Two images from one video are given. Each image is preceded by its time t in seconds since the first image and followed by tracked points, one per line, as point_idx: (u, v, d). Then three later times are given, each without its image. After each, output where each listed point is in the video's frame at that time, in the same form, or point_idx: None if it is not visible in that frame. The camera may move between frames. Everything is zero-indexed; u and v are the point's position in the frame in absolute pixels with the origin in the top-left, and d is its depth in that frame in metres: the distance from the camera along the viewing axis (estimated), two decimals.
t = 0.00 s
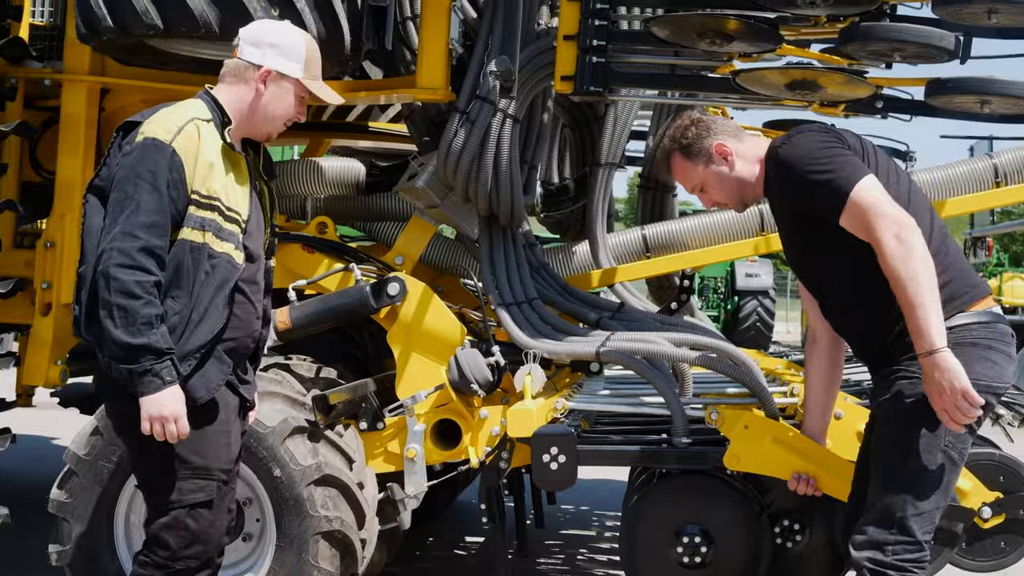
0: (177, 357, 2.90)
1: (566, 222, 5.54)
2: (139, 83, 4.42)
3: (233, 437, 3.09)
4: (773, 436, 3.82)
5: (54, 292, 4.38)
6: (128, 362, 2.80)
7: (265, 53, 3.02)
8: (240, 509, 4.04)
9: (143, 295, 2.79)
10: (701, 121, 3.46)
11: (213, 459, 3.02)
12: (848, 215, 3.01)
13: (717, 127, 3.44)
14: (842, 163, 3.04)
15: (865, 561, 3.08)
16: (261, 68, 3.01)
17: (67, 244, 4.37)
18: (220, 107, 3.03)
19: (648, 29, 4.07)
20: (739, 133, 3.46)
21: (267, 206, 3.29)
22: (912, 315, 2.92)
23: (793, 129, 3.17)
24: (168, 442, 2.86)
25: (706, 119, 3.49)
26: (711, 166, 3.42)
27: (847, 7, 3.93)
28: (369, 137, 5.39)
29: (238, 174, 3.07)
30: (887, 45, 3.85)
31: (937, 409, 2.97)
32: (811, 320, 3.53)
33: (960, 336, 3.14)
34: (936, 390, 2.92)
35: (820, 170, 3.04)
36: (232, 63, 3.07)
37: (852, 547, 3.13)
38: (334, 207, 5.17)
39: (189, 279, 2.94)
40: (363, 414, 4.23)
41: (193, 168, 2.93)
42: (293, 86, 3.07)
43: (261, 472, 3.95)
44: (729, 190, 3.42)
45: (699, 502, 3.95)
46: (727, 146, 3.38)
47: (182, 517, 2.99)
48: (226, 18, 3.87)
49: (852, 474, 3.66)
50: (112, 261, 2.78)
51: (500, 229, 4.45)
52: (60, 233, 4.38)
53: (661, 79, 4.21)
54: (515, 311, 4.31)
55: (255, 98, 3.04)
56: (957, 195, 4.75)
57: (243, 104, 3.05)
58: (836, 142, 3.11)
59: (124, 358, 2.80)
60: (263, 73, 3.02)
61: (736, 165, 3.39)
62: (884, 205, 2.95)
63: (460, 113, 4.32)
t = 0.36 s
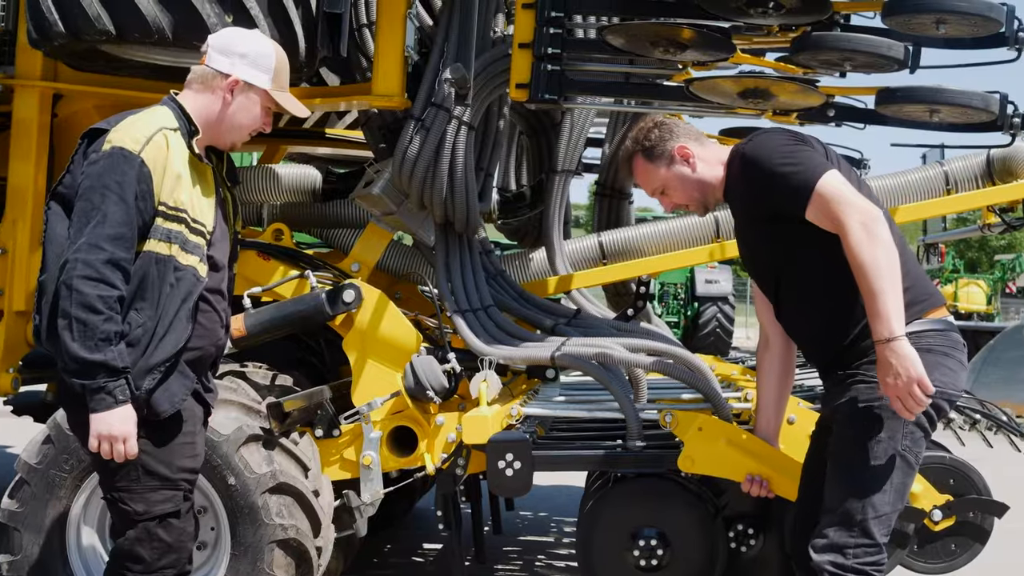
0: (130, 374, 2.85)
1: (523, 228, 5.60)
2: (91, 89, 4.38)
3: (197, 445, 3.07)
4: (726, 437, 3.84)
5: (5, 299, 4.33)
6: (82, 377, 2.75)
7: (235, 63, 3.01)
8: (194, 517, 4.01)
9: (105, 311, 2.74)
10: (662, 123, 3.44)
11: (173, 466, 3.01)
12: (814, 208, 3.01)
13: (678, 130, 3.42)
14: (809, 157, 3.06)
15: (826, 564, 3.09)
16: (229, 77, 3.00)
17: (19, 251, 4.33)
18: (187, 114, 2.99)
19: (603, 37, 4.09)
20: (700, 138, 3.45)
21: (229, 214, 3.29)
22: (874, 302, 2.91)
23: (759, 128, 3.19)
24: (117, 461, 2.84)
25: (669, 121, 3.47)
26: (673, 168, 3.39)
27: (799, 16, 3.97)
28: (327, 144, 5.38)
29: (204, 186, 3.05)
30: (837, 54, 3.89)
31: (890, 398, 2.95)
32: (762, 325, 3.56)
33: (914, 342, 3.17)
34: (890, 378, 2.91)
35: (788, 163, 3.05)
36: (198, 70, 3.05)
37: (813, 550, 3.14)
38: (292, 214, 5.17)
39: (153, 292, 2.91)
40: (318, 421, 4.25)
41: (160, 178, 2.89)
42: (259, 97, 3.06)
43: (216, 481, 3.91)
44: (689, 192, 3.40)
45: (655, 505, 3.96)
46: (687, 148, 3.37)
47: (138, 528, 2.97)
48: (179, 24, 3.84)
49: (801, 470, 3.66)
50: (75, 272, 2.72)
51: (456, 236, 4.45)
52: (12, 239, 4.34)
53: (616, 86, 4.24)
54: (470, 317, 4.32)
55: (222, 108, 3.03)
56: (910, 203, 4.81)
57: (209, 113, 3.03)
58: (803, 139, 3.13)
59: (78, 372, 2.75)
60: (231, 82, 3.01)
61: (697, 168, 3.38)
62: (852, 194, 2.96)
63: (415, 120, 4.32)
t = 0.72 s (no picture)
0: (111, 388, 2.78)
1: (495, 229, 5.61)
2: (60, 89, 4.36)
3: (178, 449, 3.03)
4: (696, 444, 3.82)
5: None
6: (63, 392, 2.68)
7: (213, 61, 2.97)
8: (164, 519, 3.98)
9: (87, 324, 2.67)
10: (631, 131, 3.41)
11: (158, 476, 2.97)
12: (792, 207, 2.99)
13: (648, 137, 3.39)
14: (785, 155, 3.05)
15: (818, 562, 3.03)
16: (207, 76, 2.95)
17: None
18: (164, 115, 2.93)
19: (574, 40, 4.11)
20: (671, 143, 3.42)
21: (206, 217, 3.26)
22: (859, 297, 2.89)
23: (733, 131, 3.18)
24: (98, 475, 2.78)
25: (638, 129, 3.44)
26: (646, 176, 3.37)
27: (769, 20, 4.00)
28: (299, 144, 5.36)
29: (186, 190, 3.01)
30: (806, 57, 3.92)
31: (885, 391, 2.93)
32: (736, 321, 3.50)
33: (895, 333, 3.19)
34: (884, 372, 2.89)
35: (766, 162, 3.03)
36: (173, 67, 2.99)
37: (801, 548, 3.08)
38: (261, 215, 5.17)
39: (139, 301, 2.86)
40: (289, 422, 4.22)
41: (143, 184, 2.84)
42: (237, 96, 3.02)
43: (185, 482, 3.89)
44: (666, 198, 3.37)
45: (625, 509, 3.92)
46: (659, 155, 3.34)
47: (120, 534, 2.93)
48: (148, 24, 3.82)
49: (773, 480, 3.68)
50: (58, 284, 2.65)
51: (427, 237, 4.46)
52: None
53: (588, 88, 4.26)
54: (441, 318, 4.32)
55: (199, 107, 2.98)
56: (881, 204, 4.84)
57: (186, 111, 2.98)
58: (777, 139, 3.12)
59: (58, 388, 2.68)
60: (209, 81, 2.96)
61: (670, 174, 3.35)
62: (831, 191, 2.95)
63: (386, 121, 4.32)
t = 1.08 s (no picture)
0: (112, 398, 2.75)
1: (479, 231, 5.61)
2: (40, 90, 4.34)
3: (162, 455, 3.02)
4: (678, 446, 3.80)
5: None
6: (66, 406, 2.63)
7: (206, 60, 2.92)
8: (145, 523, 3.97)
9: (87, 335, 2.63)
10: (634, 118, 3.37)
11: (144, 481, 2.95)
12: (790, 206, 2.96)
13: (651, 122, 3.34)
14: (791, 153, 3.00)
15: (794, 568, 3.01)
16: (200, 75, 2.90)
17: None
18: (154, 114, 2.89)
19: (557, 42, 4.11)
20: (675, 125, 3.37)
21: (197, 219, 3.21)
22: (844, 308, 2.88)
23: (746, 119, 3.12)
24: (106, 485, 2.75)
25: (640, 114, 3.40)
26: (649, 163, 3.33)
27: (750, 21, 4.01)
28: (283, 146, 5.34)
29: (177, 196, 2.99)
30: (787, 60, 3.92)
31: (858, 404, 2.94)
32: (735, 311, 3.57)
33: (881, 341, 3.16)
34: (859, 384, 2.89)
35: (770, 159, 2.99)
36: (165, 63, 2.94)
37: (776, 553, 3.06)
38: (242, 217, 5.16)
39: (132, 309, 2.83)
40: (271, 425, 4.19)
41: (137, 190, 2.80)
42: (228, 96, 2.97)
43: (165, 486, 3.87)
44: (671, 182, 3.33)
45: (608, 510, 3.91)
46: (661, 142, 3.29)
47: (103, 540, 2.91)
48: (128, 25, 3.81)
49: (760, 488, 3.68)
50: (53, 296, 2.59)
51: (410, 238, 4.46)
52: None
53: (571, 90, 4.26)
54: (424, 320, 4.32)
55: (190, 105, 2.94)
56: (865, 206, 4.85)
57: (177, 110, 2.93)
58: (785, 134, 3.07)
59: (60, 402, 2.63)
60: (202, 80, 2.92)
61: (673, 159, 3.31)
62: (830, 196, 2.91)
63: (369, 123, 4.31)
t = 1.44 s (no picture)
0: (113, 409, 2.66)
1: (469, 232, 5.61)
2: (27, 91, 4.30)
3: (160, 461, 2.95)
4: (667, 447, 3.81)
5: None
6: (65, 419, 2.57)
7: (205, 60, 2.83)
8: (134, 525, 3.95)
9: (82, 348, 2.54)
10: (657, 101, 3.16)
11: (144, 490, 2.87)
12: (802, 207, 2.87)
13: (674, 105, 3.13)
14: (811, 152, 2.89)
15: None
16: (198, 77, 2.82)
17: None
18: (151, 116, 2.80)
19: (546, 43, 4.11)
20: (705, 106, 3.14)
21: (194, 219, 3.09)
22: (839, 324, 2.81)
23: (771, 108, 3.00)
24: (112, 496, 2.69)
25: (665, 94, 3.18)
26: (674, 150, 3.14)
27: (739, 22, 4.03)
28: (274, 147, 5.33)
29: (174, 202, 2.87)
30: (777, 61, 3.93)
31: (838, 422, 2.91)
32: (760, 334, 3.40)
33: (879, 354, 3.05)
34: (842, 400, 2.85)
35: (789, 157, 2.88)
36: (163, 62, 2.86)
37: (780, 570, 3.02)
38: (233, 219, 5.15)
39: (129, 318, 2.74)
40: (261, 426, 4.17)
41: (133, 197, 2.70)
42: (227, 99, 2.88)
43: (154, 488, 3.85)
44: (698, 170, 3.13)
45: (598, 513, 3.87)
46: (684, 129, 3.10)
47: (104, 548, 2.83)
48: (117, 26, 3.80)
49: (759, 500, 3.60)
50: (46, 308, 2.52)
51: (400, 240, 4.46)
52: None
53: (560, 91, 4.30)
54: (413, 321, 4.31)
55: (187, 107, 2.85)
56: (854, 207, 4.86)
57: (174, 112, 2.85)
58: (806, 129, 2.96)
59: (59, 415, 2.56)
60: (199, 81, 2.83)
61: (698, 145, 3.10)
62: (843, 204, 2.82)
63: (358, 124, 4.31)
